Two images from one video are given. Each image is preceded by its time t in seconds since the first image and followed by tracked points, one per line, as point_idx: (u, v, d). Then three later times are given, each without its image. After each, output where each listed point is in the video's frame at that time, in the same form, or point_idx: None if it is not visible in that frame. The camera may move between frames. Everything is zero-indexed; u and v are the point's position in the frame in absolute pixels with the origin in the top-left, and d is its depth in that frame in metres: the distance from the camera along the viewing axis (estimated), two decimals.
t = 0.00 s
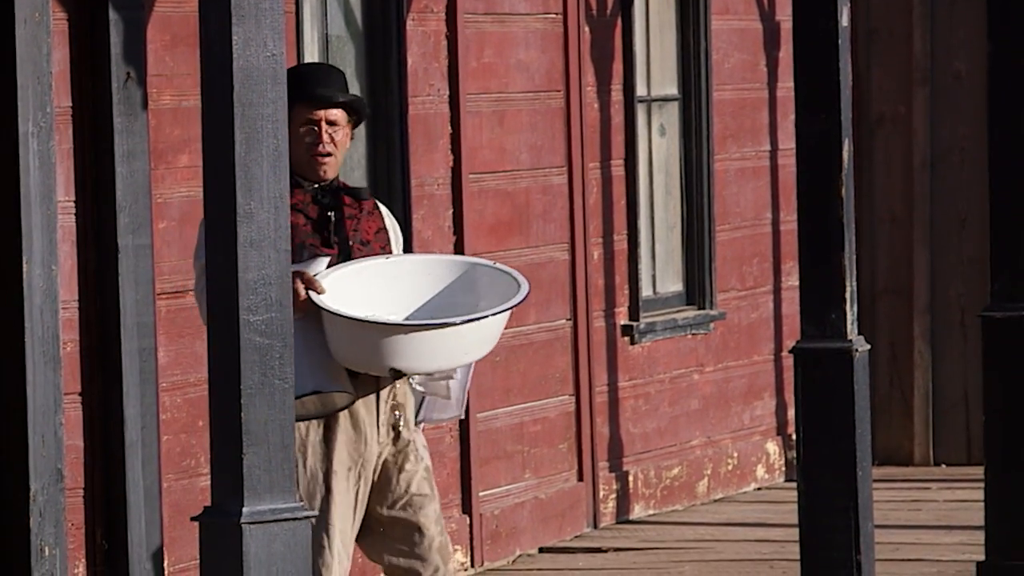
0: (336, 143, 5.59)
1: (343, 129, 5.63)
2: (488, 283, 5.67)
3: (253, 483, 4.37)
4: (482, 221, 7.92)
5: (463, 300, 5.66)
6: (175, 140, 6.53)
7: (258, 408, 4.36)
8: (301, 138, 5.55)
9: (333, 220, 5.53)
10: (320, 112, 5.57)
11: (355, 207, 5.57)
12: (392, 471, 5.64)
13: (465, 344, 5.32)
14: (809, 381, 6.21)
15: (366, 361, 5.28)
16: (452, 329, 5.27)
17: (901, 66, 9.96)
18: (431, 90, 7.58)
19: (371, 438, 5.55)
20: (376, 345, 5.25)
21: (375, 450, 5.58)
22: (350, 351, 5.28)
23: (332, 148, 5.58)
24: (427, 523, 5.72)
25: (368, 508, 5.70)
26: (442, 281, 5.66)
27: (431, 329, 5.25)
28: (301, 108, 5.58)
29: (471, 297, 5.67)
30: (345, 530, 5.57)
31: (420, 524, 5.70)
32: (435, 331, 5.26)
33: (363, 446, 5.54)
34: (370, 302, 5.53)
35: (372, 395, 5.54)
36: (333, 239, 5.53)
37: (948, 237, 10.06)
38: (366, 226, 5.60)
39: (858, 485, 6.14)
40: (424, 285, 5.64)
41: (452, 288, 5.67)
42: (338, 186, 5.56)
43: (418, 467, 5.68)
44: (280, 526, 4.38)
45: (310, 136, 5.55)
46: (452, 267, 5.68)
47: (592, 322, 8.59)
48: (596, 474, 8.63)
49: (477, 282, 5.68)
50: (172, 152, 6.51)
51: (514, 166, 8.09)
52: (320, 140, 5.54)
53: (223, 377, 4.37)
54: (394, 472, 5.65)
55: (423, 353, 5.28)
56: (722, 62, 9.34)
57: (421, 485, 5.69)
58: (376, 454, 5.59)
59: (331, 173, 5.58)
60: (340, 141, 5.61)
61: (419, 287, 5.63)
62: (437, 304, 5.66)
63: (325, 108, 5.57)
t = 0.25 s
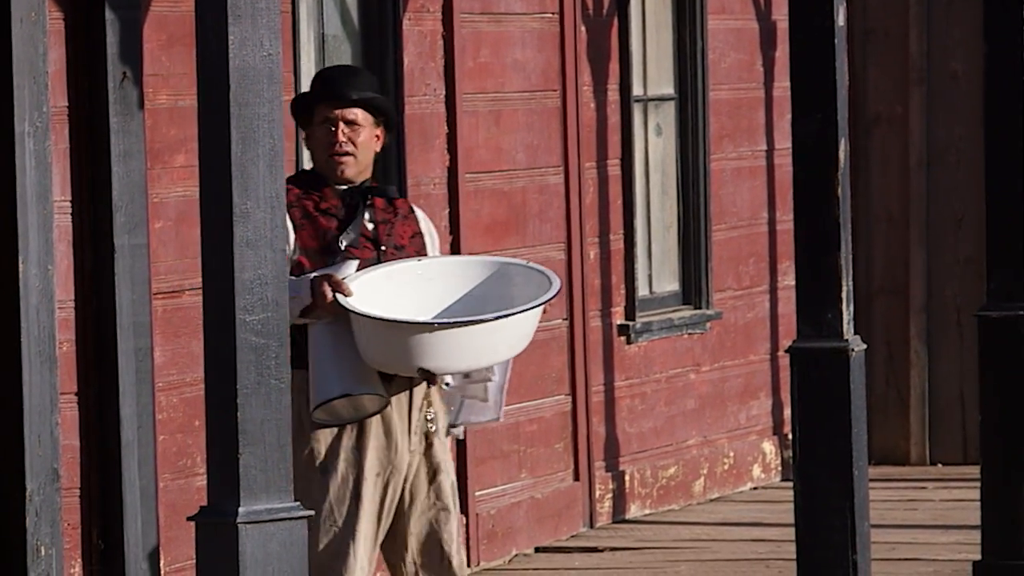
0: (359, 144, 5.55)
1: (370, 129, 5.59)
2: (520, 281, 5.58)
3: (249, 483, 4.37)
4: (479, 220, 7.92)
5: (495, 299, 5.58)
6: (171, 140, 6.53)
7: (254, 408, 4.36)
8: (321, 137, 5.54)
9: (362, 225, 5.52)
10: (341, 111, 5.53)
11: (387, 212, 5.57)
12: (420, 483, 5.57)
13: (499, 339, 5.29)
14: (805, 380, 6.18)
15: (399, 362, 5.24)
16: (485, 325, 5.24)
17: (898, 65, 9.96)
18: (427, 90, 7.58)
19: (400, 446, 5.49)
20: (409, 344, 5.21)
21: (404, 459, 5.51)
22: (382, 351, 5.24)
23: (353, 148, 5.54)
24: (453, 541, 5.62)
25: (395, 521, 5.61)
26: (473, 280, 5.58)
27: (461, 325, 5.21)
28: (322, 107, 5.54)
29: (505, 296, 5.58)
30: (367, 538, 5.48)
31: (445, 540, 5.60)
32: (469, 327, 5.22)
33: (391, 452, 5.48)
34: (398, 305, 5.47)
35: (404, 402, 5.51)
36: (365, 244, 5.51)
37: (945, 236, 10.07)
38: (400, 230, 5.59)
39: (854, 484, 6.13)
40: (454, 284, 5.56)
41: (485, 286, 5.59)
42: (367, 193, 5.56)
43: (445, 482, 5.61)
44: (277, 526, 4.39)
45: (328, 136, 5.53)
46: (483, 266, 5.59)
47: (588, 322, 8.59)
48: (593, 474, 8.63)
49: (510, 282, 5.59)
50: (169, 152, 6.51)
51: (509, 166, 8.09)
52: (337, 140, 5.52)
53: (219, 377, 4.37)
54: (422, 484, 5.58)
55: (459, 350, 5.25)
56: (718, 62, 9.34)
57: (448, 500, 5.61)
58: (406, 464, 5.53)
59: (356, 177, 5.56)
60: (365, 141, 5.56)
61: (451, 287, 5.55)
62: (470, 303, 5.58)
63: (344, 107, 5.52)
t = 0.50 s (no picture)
0: (383, 141, 5.55)
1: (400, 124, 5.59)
2: (538, 286, 5.56)
3: (235, 483, 4.36)
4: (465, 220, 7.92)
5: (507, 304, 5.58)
6: (157, 140, 6.51)
7: (240, 408, 4.35)
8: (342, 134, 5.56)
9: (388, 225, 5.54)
10: (366, 108, 5.53)
11: (417, 210, 5.59)
12: (432, 486, 5.55)
13: (492, 356, 5.21)
14: (790, 380, 6.16)
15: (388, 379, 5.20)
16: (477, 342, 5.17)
17: (883, 65, 9.97)
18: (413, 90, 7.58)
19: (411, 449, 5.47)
20: (398, 363, 5.15)
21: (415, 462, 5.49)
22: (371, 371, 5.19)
23: (371, 145, 5.54)
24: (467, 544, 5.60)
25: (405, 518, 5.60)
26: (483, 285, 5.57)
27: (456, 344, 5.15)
28: (346, 103, 5.55)
29: (517, 301, 5.58)
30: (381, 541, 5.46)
31: (457, 544, 5.58)
32: (460, 345, 5.15)
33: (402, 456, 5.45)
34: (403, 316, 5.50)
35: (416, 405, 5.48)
36: (390, 245, 5.54)
37: (930, 236, 10.08)
38: (431, 229, 5.61)
39: (838, 483, 6.13)
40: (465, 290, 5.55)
41: (497, 289, 5.58)
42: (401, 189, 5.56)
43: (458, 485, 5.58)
44: (263, 526, 4.38)
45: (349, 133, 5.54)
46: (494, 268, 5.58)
47: (575, 323, 8.59)
48: (579, 474, 8.63)
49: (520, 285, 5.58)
50: (154, 151, 6.50)
51: (495, 166, 8.08)
52: (356, 138, 5.53)
53: (205, 377, 4.36)
54: (434, 487, 5.56)
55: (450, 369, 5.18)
56: (704, 62, 9.34)
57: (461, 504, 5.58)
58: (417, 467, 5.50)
59: (385, 173, 5.57)
60: (388, 137, 5.55)
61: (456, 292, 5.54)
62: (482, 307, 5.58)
63: (368, 103, 5.53)
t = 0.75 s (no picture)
0: (379, 141, 5.52)
1: (401, 123, 5.55)
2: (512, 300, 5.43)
3: (222, 483, 4.36)
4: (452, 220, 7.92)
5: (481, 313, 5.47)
6: (144, 140, 6.51)
7: (227, 407, 4.35)
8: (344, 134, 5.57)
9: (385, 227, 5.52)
10: (361, 108, 5.53)
11: (418, 213, 5.55)
12: (407, 492, 5.51)
13: (447, 366, 5.14)
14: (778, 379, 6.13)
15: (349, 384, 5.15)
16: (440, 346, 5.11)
17: (870, 65, 9.98)
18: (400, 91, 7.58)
19: (383, 455, 5.43)
20: (342, 368, 5.11)
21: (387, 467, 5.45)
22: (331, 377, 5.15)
23: (367, 144, 5.53)
24: (445, 550, 5.55)
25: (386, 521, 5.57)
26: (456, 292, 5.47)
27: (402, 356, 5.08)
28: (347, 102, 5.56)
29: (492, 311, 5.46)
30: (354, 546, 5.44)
31: (433, 551, 5.53)
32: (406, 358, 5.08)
33: (373, 462, 5.42)
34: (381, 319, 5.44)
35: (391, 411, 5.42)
36: (386, 247, 5.52)
37: (917, 236, 10.09)
38: (432, 233, 5.56)
39: (826, 484, 6.10)
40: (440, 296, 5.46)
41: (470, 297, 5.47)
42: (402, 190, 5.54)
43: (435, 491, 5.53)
44: (250, 526, 4.37)
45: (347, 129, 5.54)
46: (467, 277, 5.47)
47: (562, 323, 8.59)
48: (566, 474, 8.63)
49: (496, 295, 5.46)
50: (142, 152, 6.50)
51: (482, 166, 8.08)
52: (352, 137, 5.53)
53: (192, 377, 4.36)
54: (410, 492, 5.51)
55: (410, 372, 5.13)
56: (691, 62, 9.35)
57: (436, 510, 5.53)
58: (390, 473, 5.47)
59: (385, 172, 5.54)
60: (384, 137, 5.52)
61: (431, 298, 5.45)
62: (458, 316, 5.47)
63: (364, 102, 5.52)
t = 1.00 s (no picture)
0: (349, 144, 5.63)
1: (373, 129, 5.66)
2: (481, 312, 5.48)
3: (210, 484, 4.35)
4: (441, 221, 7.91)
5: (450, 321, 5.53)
6: (131, 141, 6.50)
7: (215, 408, 4.34)
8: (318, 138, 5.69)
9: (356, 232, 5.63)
10: (333, 112, 5.65)
11: (390, 220, 5.65)
12: (378, 498, 5.60)
13: (402, 377, 5.19)
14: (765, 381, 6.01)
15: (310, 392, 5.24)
16: (392, 357, 5.15)
17: (858, 66, 9.99)
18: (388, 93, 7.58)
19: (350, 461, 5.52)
20: (297, 370, 5.21)
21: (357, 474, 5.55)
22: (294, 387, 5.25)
23: (338, 148, 5.64)
24: (422, 555, 5.64)
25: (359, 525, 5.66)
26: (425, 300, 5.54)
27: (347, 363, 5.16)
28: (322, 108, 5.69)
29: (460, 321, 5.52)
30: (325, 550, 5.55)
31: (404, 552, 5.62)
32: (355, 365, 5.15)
33: (340, 467, 5.51)
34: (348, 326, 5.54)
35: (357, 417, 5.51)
36: (356, 252, 5.63)
37: (904, 236, 10.10)
38: (403, 241, 5.65)
39: (815, 485, 5.96)
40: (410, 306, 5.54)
41: (439, 306, 5.54)
42: (374, 196, 5.65)
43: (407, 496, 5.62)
44: (238, 528, 4.37)
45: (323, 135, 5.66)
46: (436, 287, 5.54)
47: (549, 324, 8.59)
48: (554, 475, 8.63)
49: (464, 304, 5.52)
50: (129, 153, 6.49)
51: (470, 167, 8.08)
52: (323, 141, 5.65)
53: (180, 378, 4.35)
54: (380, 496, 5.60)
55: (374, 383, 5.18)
56: (679, 63, 9.35)
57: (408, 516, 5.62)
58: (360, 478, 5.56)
59: (356, 176, 5.65)
60: (354, 141, 5.63)
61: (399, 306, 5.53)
62: (426, 326, 5.55)
63: (335, 106, 5.64)
